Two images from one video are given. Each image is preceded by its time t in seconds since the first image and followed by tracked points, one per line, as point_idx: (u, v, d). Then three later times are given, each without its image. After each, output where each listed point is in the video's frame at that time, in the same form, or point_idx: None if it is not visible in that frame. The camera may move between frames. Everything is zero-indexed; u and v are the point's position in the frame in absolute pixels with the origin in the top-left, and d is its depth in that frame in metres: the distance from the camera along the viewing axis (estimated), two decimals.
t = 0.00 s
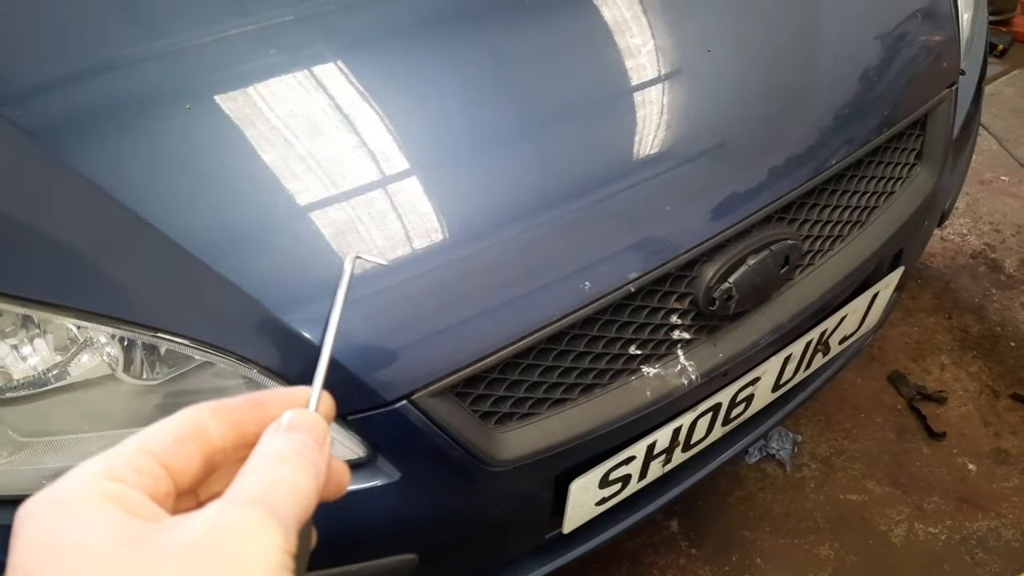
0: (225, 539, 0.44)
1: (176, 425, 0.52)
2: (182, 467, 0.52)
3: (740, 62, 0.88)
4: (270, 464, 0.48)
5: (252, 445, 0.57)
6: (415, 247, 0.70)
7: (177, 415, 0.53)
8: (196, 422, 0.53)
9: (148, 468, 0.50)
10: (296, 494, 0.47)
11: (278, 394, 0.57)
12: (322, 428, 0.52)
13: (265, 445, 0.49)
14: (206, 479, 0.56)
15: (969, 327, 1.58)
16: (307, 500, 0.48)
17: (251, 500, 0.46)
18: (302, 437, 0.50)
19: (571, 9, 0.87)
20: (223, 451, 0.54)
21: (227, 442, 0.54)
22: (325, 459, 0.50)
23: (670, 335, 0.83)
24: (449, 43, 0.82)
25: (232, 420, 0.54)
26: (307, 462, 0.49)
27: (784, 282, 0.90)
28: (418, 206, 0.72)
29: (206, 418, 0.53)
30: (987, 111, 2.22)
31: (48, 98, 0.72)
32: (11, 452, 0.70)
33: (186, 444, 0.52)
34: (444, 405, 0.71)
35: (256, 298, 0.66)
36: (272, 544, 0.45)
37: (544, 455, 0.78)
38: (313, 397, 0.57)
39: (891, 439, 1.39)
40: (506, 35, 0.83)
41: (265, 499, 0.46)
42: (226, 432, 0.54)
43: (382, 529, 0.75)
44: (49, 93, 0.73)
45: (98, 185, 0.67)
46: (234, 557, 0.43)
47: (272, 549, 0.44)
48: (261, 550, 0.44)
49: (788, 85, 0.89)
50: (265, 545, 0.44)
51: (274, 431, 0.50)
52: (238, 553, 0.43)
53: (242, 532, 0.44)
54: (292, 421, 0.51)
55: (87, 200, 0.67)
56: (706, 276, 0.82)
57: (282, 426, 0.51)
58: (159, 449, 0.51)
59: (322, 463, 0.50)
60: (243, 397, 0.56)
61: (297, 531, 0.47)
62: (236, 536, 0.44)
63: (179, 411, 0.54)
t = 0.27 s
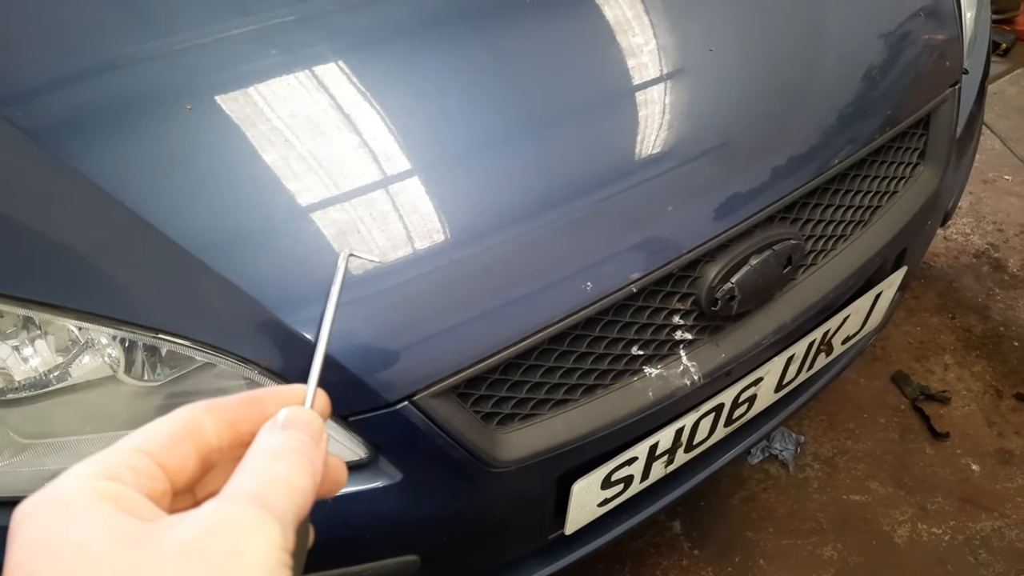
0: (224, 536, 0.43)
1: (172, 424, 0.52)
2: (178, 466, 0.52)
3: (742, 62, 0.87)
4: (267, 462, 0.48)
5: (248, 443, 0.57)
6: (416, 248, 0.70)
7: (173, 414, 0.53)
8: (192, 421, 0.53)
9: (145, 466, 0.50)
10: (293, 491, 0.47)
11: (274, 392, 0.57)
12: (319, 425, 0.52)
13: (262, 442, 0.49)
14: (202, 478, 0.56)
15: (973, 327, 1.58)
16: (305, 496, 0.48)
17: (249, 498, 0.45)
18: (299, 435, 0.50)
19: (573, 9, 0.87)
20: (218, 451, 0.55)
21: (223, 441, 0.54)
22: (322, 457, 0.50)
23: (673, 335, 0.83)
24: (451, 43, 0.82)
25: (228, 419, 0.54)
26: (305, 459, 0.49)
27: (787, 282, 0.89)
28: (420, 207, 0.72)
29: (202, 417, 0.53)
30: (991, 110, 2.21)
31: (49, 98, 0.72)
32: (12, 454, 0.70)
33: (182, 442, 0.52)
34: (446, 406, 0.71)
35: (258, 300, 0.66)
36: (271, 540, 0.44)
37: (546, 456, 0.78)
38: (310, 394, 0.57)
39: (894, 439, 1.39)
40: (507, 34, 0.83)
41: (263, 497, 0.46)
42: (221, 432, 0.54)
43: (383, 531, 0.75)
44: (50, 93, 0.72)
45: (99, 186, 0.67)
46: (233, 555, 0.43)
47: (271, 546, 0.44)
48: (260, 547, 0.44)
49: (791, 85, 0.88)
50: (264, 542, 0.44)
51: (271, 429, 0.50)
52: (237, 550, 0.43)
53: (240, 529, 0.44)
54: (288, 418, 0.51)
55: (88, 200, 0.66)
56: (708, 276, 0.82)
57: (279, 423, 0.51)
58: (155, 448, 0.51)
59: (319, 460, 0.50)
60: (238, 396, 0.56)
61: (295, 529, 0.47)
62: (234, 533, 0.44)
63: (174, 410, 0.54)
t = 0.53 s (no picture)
0: (226, 538, 0.43)
1: (175, 426, 0.52)
2: (180, 469, 0.52)
3: (744, 62, 0.87)
4: (269, 463, 0.48)
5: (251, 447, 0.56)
6: (418, 248, 0.70)
7: (176, 416, 0.53)
8: (195, 423, 0.52)
9: (147, 469, 0.50)
10: (296, 493, 0.47)
11: (277, 394, 0.57)
12: (322, 427, 0.52)
13: (265, 443, 0.49)
14: (205, 480, 0.56)
15: (975, 327, 1.58)
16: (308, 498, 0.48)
17: (252, 499, 0.45)
18: (302, 436, 0.50)
19: (575, 9, 0.87)
20: (222, 454, 0.54)
21: (226, 444, 0.54)
22: (325, 458, 0.50)
23: (675, 335, 0.83)
24: (453, 43, 0.82)
25: (232, 422, 0.54)
26: (307, 461, 0.49)
27: (789, 282, 0.89)
28: (422, 207, 0.72)
29: (205, 420, 0.53)
30: (993, 109, 2.21)
31: (51, 100, 0.72)
32: (15, 454, 0.70)
33: (184, 445, 0.52)
34: (448, 407, 0.71)
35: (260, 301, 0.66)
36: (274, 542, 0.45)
37: (548, 457, 0.78)
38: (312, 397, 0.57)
39: (896, 439, 1.39)
40: (509, 35, 0.83)
41: (266, 498, 0.46)
42: (224, 434, 0.54)
43: (386, 531, 0.75)
44: (52, 94, 0.73)
45: (101, 186, 0.68)
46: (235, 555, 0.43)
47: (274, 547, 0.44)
48: (262, 548, 0.44)
49: (793, 85, 0.88)
50: (266, 543, 0.44)
51: (273, 430, 0.50)
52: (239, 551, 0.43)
53: (243, 530, 0.44)
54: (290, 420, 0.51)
55: (89, 202, 0.67)
56: (710, 276, 0.82)
57: (282, 425, 0.51)
58: (157, 450, 0.51)
59: (321, 461, 0.50)
60: (242, 399, 0.56)
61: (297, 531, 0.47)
62: (237, 535, 0.44)
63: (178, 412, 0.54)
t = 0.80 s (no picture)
0: (225, 546, 0.43)
1: (174, 433, 0.52)
2: (179, 475, 0.52)
3: (745, 62, 0.87)
4: (267, 471, 0.48)
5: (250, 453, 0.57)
6: (419, 249, 0.70)
7: (174, 423, 0.53)
8: (193, 429, 0.53)
9: (145, 476, 0.50)
10: (294, 500, 0.47)
11: (276, 401, 0.57)
12: (320, 434, 0.52)
13: (263, 451, 0.49)
14: (204, 487, 0.56)
15: (977, 326, 1.58)
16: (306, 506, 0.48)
17: (250, 508, 0.45)
18: (300, 443, 0.50)
19: (575, 9, 0.87)
20: (220, 460, 0.55)
21: (224, 450, 0.54)
22: (323, 465, 0.50)
23: (676, 335, 0.83)
24: (453, 43, 0.82)
25: (229, 428, 0.54)
26: (305, 468, 0.49)
27: (790, 281, 0.89)
28: (422, 207, 0.72)
29: (203, 426, 0.53)
30: (995, 108, 2.21)
31: (52, 101, 0.72)
32: (17, 455, 0.71)
33: (183, 451, 0.52)
34: (449, 407, 0.71)
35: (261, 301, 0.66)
36: (273, 550, 0.44)
37: (549, 457, 0.78)
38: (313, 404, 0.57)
39: (898, 438, 1.39)
40: (510, 35, 0.83)
41: (263, 507, 0.46)
42: (223, 440, 0.54)
43: (387, 532, 0.75)
44: (53, 96, 0.73)
45: (101, 187, 0.68)
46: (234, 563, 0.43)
47: (272, 555, 0.44)
48: (262, 555, 0.44)
49: (794, 84, 0.88)
50: (265, 551, 0.44)
51: (272, 438, 0.50)
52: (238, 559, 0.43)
53: (241, 538, 0.44)
54: (288, 427, 0.51)
55: (90, 203, 0.66)
56: (711, 276, 0.82)
57: (280, 431, 0.51)
58: (156, 457, 0.51)
59: (320, 468, 0.50)
60: (240, 406, 0.55)
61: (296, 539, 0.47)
62: (235, 543, 0.44)
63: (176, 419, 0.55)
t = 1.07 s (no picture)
0: (234, 555, 0.43)
1: (192, 444, 0.54)
2: (196, 486, 0.53)
3: (746, 61, 0.87)
4: (278, 486, 0.48)
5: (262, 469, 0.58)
6: (421, 249, 0.70)
7: (193, 435, 0.55)
8: (211, 441, 0.54)
9: (161, 486, 0.51)
10: (303, 515, 0.47)
11: (293, 417, 0.59)
12: (326, 454, 0.53)
13: (272, 468, 0.49)
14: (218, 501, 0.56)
15: (979, 326, 1.58)
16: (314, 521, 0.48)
17: (260, 520, 0.46)
18: (309, 462, 0.51)
19: (576, 9, 0.87)
20: (235, 474, 0.56)
21: (240, 463, 0.56)
22: (332, 484, 0.51)
23: (677, 335, 0.83)
24: (454, 44, 0.82)
25: (246, 441, 0.56)
26: (315, 486, 0.49)
27: (791, 281, 0.89)
28: (424, 208, 0.72)
29: (222, 438, 0.55)
30: (996, 108, 2.20)
31: (54, 102, 0.72)
32: (20, 455, 0.71)
33: (201, 462, 0.53)
34: (450, 407, 0.71)
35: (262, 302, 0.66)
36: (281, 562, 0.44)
37: (551, 457, 0.78)
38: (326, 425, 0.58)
39: (900, 438, 1.39)
40: (511, 35, 0.83)
41: (273, 520, 0.46)
42: (241, 453, 0.56)
43: (389, 532, 0.75)
44: (55, 97, 0.73)
45: (103, 189, 0.68)
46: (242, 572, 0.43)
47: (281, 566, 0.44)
48: (271, 565, 0.44)
49: (795, 84, 0.88)
50: (274, 561, 0.44)
51: (282, 454, 0.51)
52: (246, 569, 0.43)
53: (251, 548, 0.44)
54: (297, 446, 0.52)
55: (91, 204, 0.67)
56: (713, 276, 0.82)
57: (288, 449, 0.51)
58: (173, 467, 0.52)
59: (327, 487, 0.51)
60: (260, 418, 0.58)
61: (304, 553, 0.47)
62: (244, 551, 0.44)
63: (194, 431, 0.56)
